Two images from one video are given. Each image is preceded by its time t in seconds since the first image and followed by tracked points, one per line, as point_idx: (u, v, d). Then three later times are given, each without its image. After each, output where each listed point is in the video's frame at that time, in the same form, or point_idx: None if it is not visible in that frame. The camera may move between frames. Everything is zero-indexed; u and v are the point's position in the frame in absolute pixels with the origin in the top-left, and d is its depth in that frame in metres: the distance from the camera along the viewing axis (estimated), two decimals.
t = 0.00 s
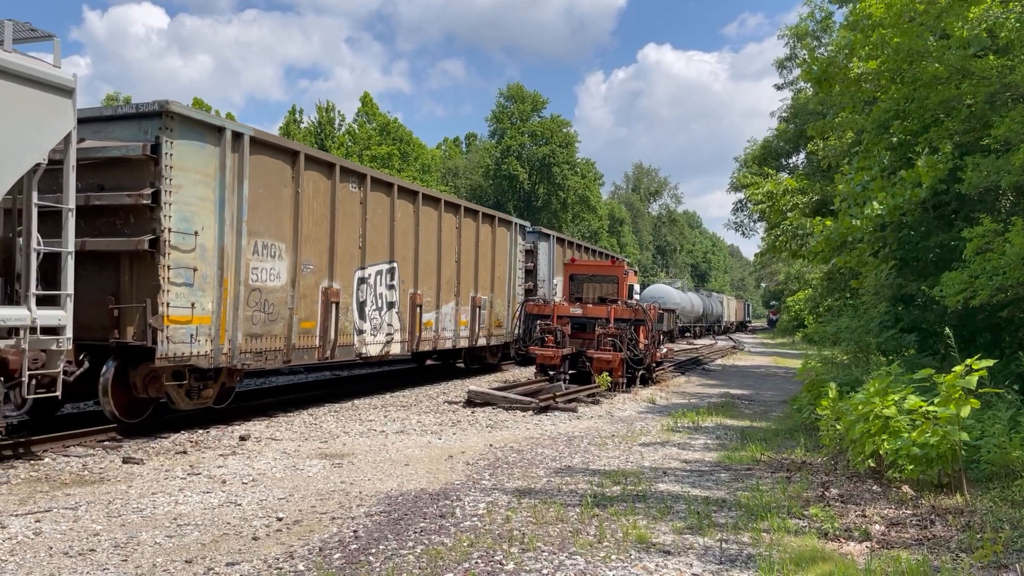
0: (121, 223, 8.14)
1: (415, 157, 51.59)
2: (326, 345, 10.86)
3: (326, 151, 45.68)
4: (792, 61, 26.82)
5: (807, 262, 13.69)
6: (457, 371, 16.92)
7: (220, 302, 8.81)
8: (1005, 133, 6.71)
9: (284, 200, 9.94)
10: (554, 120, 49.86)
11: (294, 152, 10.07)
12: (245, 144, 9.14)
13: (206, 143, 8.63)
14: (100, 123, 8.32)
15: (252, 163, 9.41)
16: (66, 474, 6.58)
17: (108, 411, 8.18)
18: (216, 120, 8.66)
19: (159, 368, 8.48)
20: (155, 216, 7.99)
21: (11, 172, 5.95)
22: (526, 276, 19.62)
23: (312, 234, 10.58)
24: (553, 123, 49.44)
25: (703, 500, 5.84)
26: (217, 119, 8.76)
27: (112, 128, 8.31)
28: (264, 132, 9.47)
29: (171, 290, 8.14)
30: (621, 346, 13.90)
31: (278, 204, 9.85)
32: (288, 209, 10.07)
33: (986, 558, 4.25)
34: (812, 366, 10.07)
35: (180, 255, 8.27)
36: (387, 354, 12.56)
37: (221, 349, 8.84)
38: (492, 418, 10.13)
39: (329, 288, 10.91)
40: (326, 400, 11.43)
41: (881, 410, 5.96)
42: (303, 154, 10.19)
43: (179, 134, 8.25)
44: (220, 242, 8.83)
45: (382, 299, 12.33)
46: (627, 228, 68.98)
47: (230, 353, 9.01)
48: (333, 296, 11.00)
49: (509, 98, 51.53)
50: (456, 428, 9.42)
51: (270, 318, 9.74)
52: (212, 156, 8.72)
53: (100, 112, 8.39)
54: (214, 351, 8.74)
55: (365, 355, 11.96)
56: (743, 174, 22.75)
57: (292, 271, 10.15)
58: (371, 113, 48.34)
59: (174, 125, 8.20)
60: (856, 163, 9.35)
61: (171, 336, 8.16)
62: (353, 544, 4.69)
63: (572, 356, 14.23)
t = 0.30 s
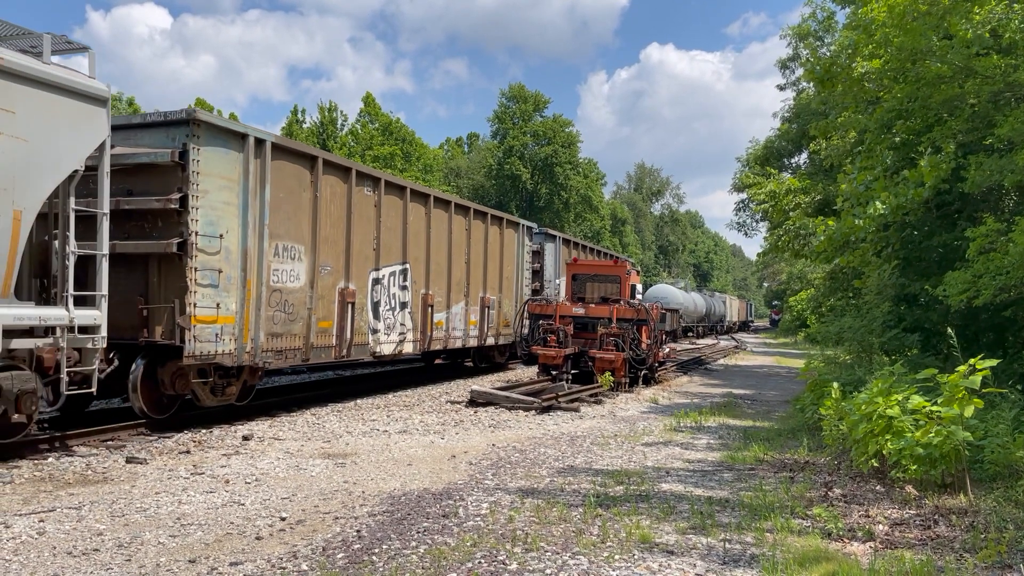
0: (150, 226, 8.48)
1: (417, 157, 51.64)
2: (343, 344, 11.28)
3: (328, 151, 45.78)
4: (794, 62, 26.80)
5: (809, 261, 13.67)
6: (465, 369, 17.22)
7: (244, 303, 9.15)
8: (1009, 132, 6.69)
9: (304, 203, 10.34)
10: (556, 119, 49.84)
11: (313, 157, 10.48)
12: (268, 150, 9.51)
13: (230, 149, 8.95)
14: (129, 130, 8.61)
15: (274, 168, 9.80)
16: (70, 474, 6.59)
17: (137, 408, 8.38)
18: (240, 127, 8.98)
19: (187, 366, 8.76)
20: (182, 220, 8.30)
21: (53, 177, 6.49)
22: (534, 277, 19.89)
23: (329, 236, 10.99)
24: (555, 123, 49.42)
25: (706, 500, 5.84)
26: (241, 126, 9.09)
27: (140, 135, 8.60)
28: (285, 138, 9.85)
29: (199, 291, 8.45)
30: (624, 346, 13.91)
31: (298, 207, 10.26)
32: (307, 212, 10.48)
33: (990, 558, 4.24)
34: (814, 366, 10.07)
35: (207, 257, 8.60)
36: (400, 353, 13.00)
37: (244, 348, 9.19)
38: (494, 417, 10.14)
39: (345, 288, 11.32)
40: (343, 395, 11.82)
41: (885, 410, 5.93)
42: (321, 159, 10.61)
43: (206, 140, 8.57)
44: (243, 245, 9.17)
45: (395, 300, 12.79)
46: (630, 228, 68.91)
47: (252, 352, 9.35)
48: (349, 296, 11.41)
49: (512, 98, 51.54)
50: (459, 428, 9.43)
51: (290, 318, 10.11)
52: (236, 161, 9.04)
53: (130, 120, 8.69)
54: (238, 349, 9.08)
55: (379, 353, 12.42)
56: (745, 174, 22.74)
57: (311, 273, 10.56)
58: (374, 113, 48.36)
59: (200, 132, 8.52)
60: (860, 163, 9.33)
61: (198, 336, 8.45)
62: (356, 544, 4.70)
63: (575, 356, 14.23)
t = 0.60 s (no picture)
0: (176, 230, 8.75)
1: (419, 157, 51.69)
2: (357, 344, 11.62)
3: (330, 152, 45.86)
4: (796, 61, 26.79)
5: (812, 260, 13.65)
6: (472, 368, 17.53)
7: (265, 304, 9.46)
8: (1013, 130, 6.67)
9: (321, 207, 10.66)
10: (558, 120, 49.82)
11: (329, 162, 10.80)
12: (287, 156, 9.82)
13: (252, 156, 9.26)
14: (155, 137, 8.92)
15: (293, 173, 10.12)
16: (72, 474, 6.60)
17: (163, 405, 8.62)
18: (261, 133, 9.29)
19: (211, 365, 9.02)
20: (208, 225, 8.63)
21: (89, 184, 6.77)
22: (539, 277, 20.02)
23: (345, 239, 11.32)
24: (556, 123, 49.40)
25: (708, 501, 5.83)
26: (262, 133, 9.40)
27: (166, 142, 8.91)
28: (303, 144, 10.16)
29: (223, 292, 8.77)
30: (626, 346, 13.90)
31: (315, 211, 10.58)
32: (324, 216, 10.80)
33: (993, 558, 4.22)
34: (817, 365, 10.09)
35: (231, 260, 8.90)
36: (411, 352, 13.33)
37: (265, 348, 9.49)
38: (497, 418, 10.14)
39: (360, 290, 11.64)
40: (354, 394, 12.21)
41: (888, 409, 5.91)
42: (337, 164, 10.93)
43: (229, 147, 8.88)
44: (264, 248, 9.48)
45: (407, 300, 13.12)
46: (632, 228, 68.82)
47: (273, 352, 9.65)
48: (364, 297, 11.73)
49: (513, 98, 51.54)
50: (461, 428, 9.44)
51: (308, 319, 10.43)
52: (257, 167, 9.36)
53: (156, 127, 8.99)
54: (260, 349, 9.38)
55: (392, 353, 12.74)
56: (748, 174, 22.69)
57: (327, 275, 10.88)
58: (375, 113, 48.38)
59: (225, 139, 8.83)
60: (862, 162, 9.30)
61: (223, 336, 8.77)
62: (359, 544, 4.70)
63: (577, 356, 14.21)
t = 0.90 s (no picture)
0: (199, 233, 9.07)
1: (420, 157, 51.67)
2: (371, 343, 11.91)
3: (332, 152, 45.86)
4: (796, 61, 26.76)
5: (813, 260, 13.64)
6: (481, 368, 17.77)
7: (284, 304, 9.80)
8: (1016, 129, 6.64)
9: (336, 210, 11.00)
10: (559, 120, 49.80)
11: (344, 166, 11.14)
12: (305, 161, 10.16)
13: (272, 161, 9.60)
14: (179, 143, 9.21)
15: (310, 177, 10.46)
16: (74, 474, 6.61)
17: (188, 402, 8.97)
18: (280, 140, 9.63)
19: (233, 364, 9.28)
20: (230, 228, 8.94)
21: (122, 191, 6.97)
22: (544, 278, 20.09)
23: (359, 241, 11.64)
24: (557, 123, 49.41)
25: (710, 500, 5.83)
26: (280, 140, 9.74)
27: (190, 148, 9.22)
28: (319, 149, 10.49)
29: (245, 293, 9.09)
30: (628, 346, 13.89)
31: (331, 214, 10.91)
32: (339, 219, 11.13)
33: (995, 557, 4.22)
34: (819, 365, 10.09)
35: (252, 262, 9.24)
36: (422, 351, 13.58)
37: (284, 347, 9.83)
38: (498, 418, 10.14)
39: (373, 290, 11.96)
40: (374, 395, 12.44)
41: (890, 409, 5.91)
42: (351, 168, 11.27)
43: (250, 153, 9.22)
44: (284, 250, 9.83)
45: (418, 300, 13.43)
46: (633, 228, 68.76)
47: (292, 351, 9.99)
48: (377, 297, 12.04)
49: (514, 99, 51.54)
50: (462, 428, 9.43)
51: (325, 318, 10.75)
52: (276, 172, 9.70)
53: (179, 133, 9.27)
54: (279, 347, 9.73)
55: (404, 352, 13.00)
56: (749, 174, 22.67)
57: (343, 276, 11.19)
58: (376, 113, 48.41)
59: (246, 145, 9.17)
60: (864, 162, 9.29)
61: (244, 335, 9.11)
62: (361, 544, 4.71)
63: (578, 356, 14.20)
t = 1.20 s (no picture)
0: (221, 236, 9.44)
1: (420, 157, 51.63)
2: (383, 341, 12.28)
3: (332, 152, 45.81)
4: (796, 61, 26.73)
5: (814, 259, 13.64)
6: (487, 366, 18.06)
7: (301, 304, 10.16)
8: (1016, 129, 6.64)
9: (350, 213, 11.35)
10: (559, 119, 49.78)
11: (358, 170, 11.48)
12: (321, 166, 10.51)
13: (290, 166, 9.96)
14: (199, 149, 9.58)
15: (326, 181, 10.81)
16: (75, 474, 6.62)
17: (210, 399, 9.38)
18: (298, 145, 9.97)
19: (253, 362, 9.75)
20: (250, 230, 9.31)
21: (152, 196, 7.30)
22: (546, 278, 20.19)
23: (372, 243, 12.00)
24: (558, 123, 49.40)
25: (711, 500, 5.83)
26: (298, 145, 10.08)
27: (211, 154, 9.60)
28: (334, 154, 10.84)
29: (265, 293, 9.45)
30: (629, 345, 13.87)
31: (345, 217, 11.26)
32: (353, 221, 11.48)
33: (996, 556, 4.22)
34: (819, 364, 10.10)
35: (271, 264, 9.59)
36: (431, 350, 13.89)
37: (301, 345, 10.20)
38: (499, 417, 10.14)
39: (385, 290, 12.32)
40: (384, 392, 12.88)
41: (891, 408, 5.91)
42: (365, 172, 11.62)
43: (270, 159, 9.57)
44: (301, 252, 10.19)
45: (428, 300, 13.75)
46: (633, 227, 68.71)
47: (308, 349, 10.37)
48: (389, 297, 12.40)
49: (515, 98, 51.53)
50: (463, 427, 9.43)
51: (339, 318, 11.11)
52: (294, 177, 10.06)
53: (200, 140, 9.63)
54: (297, 346, 10.11)
55: (414, 350, 13.34)
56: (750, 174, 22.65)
57: (356, 277, 11.54)
58: (377, 113, 48.40)
59: (266, 151, 9.52)
60: (864, 161, 9.30)
61: (264, 334, 9.46)
62: (361, 544, 4.71)
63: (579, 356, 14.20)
